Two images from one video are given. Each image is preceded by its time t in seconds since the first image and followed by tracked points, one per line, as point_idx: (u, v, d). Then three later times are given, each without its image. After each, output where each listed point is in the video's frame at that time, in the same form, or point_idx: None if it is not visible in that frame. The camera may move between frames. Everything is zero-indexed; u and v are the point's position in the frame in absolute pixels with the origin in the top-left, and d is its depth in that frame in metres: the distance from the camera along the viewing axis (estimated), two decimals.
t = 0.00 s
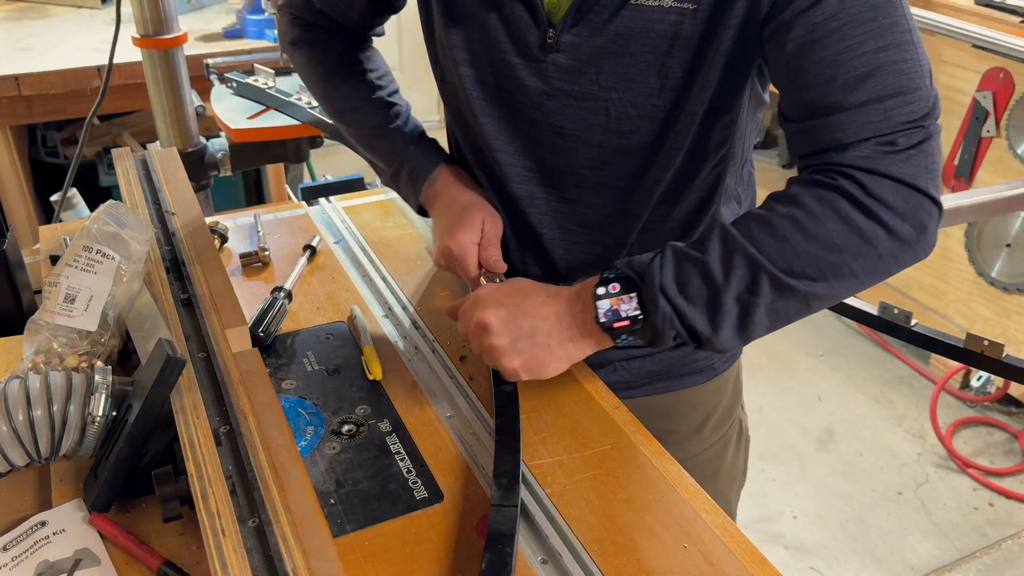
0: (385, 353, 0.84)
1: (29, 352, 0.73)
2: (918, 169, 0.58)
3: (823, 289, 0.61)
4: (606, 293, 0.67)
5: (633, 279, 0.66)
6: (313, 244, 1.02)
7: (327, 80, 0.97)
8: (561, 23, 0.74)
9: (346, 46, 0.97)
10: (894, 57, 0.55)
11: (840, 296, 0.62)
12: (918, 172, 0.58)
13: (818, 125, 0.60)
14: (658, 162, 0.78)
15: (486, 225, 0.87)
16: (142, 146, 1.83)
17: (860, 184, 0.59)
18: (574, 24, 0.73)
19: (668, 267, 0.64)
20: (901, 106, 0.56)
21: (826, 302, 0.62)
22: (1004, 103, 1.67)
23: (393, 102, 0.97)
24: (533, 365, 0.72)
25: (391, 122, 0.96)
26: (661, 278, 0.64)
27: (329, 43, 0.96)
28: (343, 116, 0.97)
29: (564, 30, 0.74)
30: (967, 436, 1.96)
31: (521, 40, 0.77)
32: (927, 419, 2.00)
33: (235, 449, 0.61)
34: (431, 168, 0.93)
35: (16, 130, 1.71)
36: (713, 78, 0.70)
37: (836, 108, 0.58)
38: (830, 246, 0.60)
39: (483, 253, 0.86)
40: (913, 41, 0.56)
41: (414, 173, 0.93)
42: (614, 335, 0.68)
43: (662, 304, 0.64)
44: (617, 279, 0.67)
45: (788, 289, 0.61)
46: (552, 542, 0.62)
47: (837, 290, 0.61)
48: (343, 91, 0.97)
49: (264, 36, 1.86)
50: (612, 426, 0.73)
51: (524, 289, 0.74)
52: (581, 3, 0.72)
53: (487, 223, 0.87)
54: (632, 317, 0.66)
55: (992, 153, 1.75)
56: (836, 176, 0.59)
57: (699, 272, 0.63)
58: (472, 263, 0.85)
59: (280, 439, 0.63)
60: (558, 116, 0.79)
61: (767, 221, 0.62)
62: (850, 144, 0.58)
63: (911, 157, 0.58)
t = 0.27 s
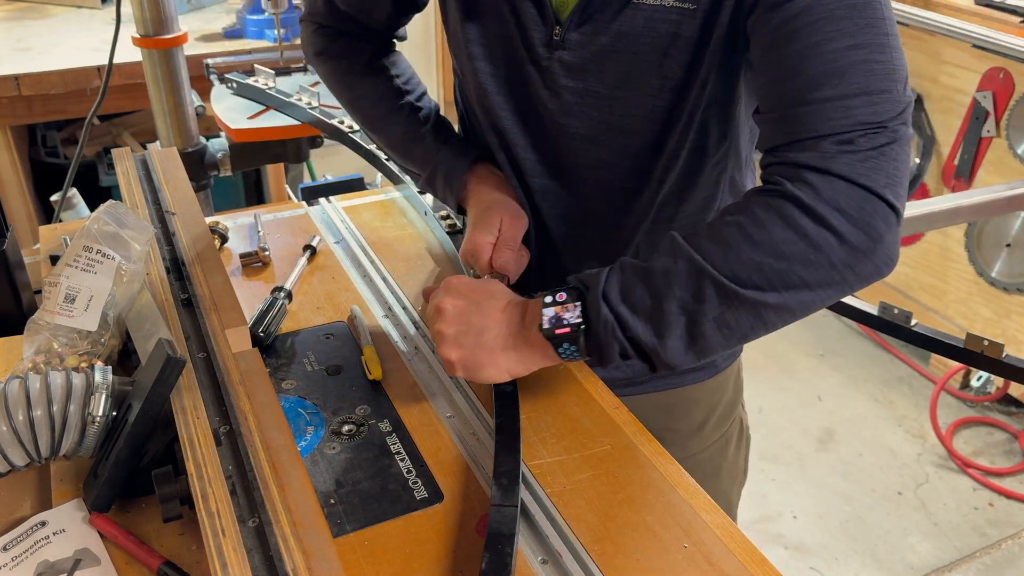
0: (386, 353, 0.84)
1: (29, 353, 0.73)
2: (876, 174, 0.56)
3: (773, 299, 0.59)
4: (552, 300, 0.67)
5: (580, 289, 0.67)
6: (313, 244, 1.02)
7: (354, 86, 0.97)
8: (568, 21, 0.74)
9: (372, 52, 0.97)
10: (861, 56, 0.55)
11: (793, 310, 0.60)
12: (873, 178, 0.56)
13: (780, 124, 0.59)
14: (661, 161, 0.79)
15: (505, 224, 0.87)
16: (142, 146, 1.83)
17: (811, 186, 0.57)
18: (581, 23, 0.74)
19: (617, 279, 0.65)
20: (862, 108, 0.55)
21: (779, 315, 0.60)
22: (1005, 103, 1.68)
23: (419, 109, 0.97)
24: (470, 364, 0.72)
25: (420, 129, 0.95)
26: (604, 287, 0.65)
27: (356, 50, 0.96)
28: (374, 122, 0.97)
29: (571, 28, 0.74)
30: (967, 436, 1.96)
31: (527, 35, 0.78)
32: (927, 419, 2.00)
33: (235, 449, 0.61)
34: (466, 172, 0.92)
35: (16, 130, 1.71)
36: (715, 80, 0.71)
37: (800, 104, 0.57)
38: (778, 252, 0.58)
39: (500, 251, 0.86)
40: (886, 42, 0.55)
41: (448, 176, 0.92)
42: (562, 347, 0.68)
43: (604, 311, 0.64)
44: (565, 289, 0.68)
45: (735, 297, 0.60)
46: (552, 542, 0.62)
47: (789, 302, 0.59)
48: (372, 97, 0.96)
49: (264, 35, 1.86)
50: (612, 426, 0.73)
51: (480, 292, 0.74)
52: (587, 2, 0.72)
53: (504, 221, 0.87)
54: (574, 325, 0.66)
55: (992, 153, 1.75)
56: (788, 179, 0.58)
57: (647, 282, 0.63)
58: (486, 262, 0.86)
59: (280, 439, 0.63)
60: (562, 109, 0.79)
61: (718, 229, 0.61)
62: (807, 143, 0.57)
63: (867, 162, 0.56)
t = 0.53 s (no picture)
0: (386, 354, 0.84)
1: (29, 352, 0.73)
2: (881, 178, 0.57)
3: (778, 299, 0.60)
4: (556, 298, 0.67)
5: (586, 288, 0.67)
6: (313, 244, 1.02)
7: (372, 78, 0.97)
8: (579, 11, 0.74)
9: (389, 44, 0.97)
10: (871, 65, 0.55)
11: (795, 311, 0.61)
12: (879, 184, 0.57)
13: (787, 126, 0.59)
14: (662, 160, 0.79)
15: (503, 224, 0.87)
16: (142, 146, 1.82)
17: (818, 190, 0.58)
18: (591, 13, 0.74)
19: (620, 279, 0.64)
20: (870, 114, 0.56)
21: (783, 315, 0.61)
22: (1005, 103, 1.69)
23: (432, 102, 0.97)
24: (473, 358, 0.71)
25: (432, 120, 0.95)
26: (611, 286, 0.64)
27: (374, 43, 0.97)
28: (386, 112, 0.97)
29: (580, 18, 0.74)
30: (967, 436, 1.96)
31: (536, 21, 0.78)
32: (927, 419, 2.00)
33: (234, 449, 0.61)
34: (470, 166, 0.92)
35: (16, 130, 1.71)
36: (724, 79, 0.71)
37: (809, 108, 0.57)
38: (786, 255, 0.59)
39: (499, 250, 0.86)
40: (898, 53, 0.57)
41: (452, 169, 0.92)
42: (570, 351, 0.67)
43: (611, 310, 0.63)
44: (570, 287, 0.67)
45: (743, 298, 0.60)
46: (552, 542, 0.62)
47: (794, 303, 0.60)
48: (387, 88, 0.97)
49: (264, 36, 1.86)
50: (612, 426, 0.73)
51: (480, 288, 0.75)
52: None
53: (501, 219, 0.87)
54: (580, 322, 0.65)
55: (992, 153, 1.75)
56: (795, 183, 0.59)
57: (653, 281, 0.63)
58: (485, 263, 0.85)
59: (280, 439, 0.63)
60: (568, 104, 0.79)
61: (722, 231, 0.61)
62: (815, 147, 0.58)
63: (873, 167, 0.57)
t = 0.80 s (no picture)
0: (385, 354, 0.84)
1: (29, 353, 0.73)
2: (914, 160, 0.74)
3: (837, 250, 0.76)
4: (684, 266, 0.73)
5: (703, 253, 0.73)
6: (313, 244, 1.02)
7: (336, 61, 0.92)
8: (592, 12, 0.73)
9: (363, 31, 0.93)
10: (909, 80, 0.69)
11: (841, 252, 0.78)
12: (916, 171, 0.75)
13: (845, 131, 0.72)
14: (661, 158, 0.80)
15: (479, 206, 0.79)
16: (142, 146, 1.83)
17: (882, 176, 0.73)
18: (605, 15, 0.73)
19: (737, 239, 0.73)
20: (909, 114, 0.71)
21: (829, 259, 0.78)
22: (1004, 103, 1.69)
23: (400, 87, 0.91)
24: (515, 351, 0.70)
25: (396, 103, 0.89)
26: (723, 251, 0.73)
27: (344, 27, 0.92)
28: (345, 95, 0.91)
29: (594, 20, 0.73)
30: (967, 436, 1.96)
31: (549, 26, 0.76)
32: (927, 419, 2.00)
33: (234, 449, 0.61)
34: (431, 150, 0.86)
35: (16, 131, 1.71)
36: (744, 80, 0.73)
37: (865, 120, 0.71)
38: (857, 223, 0.74)
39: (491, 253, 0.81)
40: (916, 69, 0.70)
41: (408, 152, 0.85)
42: (669, 290, 0.77)
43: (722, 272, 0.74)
44: (691, 252, 0.73)
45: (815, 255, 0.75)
46: (552, 542, 0.62)
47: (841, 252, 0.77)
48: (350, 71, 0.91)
49: (264, 35, 1.86)
50: (612, 426, 0.73)
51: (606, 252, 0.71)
52: None
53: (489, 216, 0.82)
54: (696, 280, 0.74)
55: (992, 153, 1.75)
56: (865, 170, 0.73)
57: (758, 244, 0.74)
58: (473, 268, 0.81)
59: (280, 439, 0.63)
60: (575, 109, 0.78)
61: (812, 199, 0.74)
62: (872, 147, 0.73)
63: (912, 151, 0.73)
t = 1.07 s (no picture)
0: (385, 353, 0.84)
1: (29, 352, 0.73)
2: (882, 172, 0.80)
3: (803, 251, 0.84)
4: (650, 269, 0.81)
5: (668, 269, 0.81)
6: (313, 244, 1.02)
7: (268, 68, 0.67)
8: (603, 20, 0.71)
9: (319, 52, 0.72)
10: (884, 85, 0.75)
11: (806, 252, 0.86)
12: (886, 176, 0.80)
13: (824, 137, 0.78)
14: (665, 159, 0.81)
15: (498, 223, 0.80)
16: (142, 146, 1.83)
17: (847, 187, 0.79)
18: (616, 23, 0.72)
19: (703, 255, 0.81)
20: (879, 125, 0.77)
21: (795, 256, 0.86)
22: (1004, 103, 1.69)
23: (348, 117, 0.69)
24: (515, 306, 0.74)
25: (350, 137, 0.66)
26: (691, 260, 0.81)
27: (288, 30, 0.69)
28: (267, 116, 0.66)
29: (605, 28, 0.72)
30: (967, 436, 1.96)
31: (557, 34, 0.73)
32: (927, 419, 2.00)
33: (234, 449, 0.61)
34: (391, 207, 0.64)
35: (16, 131, 1.71)
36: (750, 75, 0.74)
37: (842, 124, 0.76)
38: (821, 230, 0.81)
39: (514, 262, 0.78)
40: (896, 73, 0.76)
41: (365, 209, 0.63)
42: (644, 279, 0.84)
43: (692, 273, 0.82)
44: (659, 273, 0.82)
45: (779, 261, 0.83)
46: (552, 542, 0.62)
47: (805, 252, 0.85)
48: (287, 86, 0.67)
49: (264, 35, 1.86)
50: (612, 426, 0.73)
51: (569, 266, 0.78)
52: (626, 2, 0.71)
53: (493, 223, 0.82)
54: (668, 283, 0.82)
55: (992, 153, 1.75)
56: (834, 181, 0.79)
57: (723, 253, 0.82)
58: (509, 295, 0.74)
59: (280, 439, 0.63)
60: (585, 113, 0.77)
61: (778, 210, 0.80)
62: (843, 156, 0.79)
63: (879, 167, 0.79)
